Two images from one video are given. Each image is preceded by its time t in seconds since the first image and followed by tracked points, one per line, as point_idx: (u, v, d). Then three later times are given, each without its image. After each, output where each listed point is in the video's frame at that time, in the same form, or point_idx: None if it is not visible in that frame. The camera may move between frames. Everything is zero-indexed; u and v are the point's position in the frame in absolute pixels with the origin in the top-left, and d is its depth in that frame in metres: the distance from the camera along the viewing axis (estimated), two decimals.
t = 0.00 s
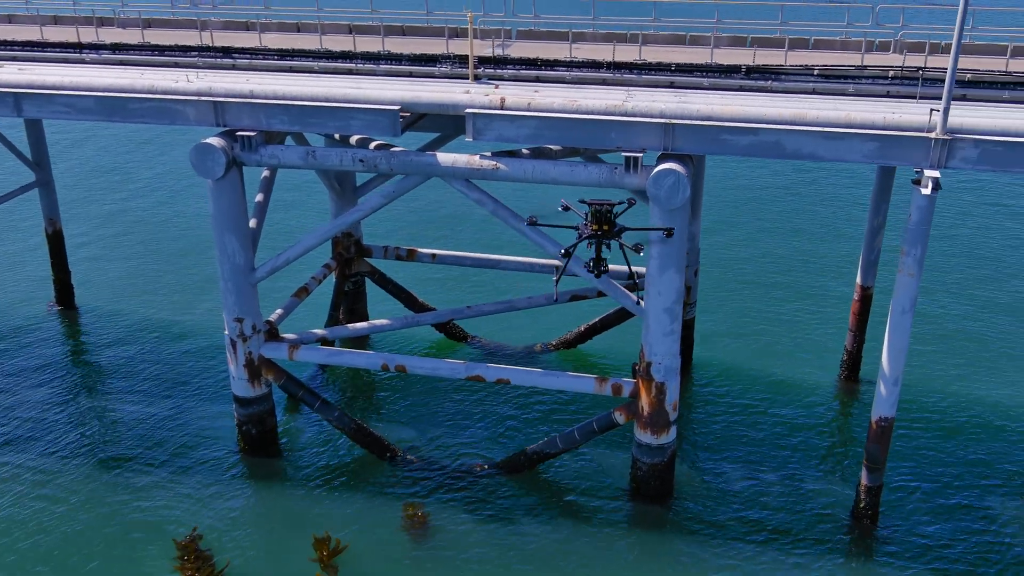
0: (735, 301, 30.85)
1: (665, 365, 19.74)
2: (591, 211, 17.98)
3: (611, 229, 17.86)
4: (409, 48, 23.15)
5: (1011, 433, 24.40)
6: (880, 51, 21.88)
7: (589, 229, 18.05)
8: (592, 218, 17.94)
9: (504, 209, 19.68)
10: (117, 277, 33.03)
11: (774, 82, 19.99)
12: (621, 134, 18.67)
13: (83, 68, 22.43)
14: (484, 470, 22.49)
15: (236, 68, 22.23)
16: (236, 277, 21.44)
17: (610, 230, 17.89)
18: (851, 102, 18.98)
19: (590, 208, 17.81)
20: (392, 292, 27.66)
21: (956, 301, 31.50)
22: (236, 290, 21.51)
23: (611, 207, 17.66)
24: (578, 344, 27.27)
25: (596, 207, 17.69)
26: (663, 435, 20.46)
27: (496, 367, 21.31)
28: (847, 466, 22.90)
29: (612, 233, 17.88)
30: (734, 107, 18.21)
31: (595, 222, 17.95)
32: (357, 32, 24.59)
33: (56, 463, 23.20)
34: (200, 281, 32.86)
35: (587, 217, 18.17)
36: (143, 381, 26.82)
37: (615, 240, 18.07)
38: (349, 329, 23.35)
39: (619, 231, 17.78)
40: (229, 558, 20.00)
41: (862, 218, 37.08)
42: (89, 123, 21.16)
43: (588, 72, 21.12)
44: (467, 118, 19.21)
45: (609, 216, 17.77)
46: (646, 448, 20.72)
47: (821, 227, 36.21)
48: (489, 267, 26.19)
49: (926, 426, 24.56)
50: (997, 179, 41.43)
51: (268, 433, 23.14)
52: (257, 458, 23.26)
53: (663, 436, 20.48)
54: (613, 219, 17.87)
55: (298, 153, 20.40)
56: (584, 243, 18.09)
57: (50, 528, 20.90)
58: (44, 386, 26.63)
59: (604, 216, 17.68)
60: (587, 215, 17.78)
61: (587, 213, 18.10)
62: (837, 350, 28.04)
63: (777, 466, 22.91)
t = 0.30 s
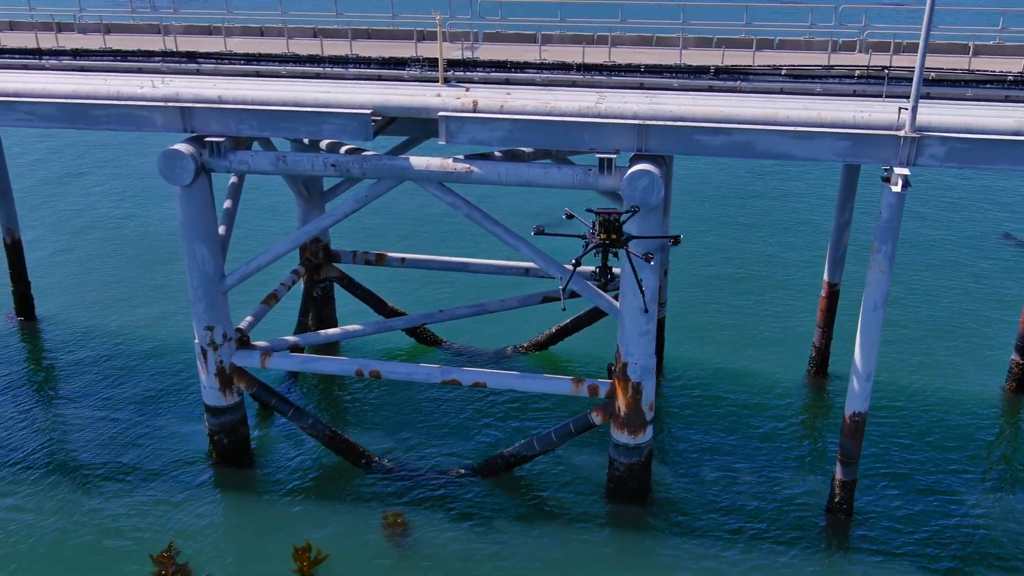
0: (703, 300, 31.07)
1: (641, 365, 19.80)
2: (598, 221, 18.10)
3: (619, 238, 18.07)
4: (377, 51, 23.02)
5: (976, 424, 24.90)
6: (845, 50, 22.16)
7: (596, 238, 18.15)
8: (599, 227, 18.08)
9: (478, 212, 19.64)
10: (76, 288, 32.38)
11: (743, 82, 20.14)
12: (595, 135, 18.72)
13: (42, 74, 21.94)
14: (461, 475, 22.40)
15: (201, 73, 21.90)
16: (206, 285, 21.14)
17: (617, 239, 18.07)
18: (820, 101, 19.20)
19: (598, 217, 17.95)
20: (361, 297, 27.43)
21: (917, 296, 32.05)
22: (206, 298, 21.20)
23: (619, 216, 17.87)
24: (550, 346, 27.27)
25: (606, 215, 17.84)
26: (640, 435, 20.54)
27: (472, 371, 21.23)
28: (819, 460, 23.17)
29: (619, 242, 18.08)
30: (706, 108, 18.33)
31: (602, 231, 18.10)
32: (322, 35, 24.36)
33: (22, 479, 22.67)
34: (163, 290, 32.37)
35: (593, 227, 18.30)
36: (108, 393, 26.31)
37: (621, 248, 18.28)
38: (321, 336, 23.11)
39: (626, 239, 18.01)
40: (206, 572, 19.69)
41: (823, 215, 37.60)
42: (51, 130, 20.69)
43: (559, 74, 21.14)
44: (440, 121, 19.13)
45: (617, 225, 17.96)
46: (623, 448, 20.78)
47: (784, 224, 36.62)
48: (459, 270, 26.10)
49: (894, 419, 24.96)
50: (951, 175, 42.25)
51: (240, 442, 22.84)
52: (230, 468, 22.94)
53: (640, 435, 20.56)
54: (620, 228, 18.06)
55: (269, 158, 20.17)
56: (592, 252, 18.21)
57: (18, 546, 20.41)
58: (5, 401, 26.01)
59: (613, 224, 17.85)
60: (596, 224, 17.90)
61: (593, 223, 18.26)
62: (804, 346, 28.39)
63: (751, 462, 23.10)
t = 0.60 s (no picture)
0: (671, 298, 31.26)
1: (616, 364, 19.83)
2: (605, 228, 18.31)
3: (626, 245, 18.23)
4: (344, 53, 22.84)
5: (942, 414, 25.33)
6: (811, 49, 22.43)
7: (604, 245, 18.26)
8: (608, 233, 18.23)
9: (451, 213, 19.56)
10: (35, 297, 31.70)
11: (712, 81, 20.25)
12: (568, 135, 18.73)
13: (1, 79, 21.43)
14: (437, 478, 22.28)
15: (165, 77, 21.54)
16: (175, 292, 20.79)
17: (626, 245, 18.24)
18: (789, 99, 19.39)
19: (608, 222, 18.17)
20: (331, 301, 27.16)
21: (881, 290, 32.53)
22: (174, 305, 20.85)
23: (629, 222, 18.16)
24: (521, 347, 27.24)
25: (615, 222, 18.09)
26: (616, 434, 20.57)
27: (447, 373, 21.14)
28: (791, 454, 23.42)
29: (627, 249, 18.25)
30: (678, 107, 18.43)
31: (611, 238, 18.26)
32: (288, 38, 24.12)
33: None
34: (125, 298, 31.82)
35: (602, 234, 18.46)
36: (72, 404, 25.78)
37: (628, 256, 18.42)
38: (292, 341, 22.83)
39: (634, 246, 18.17)
40: None
41: (785, 212, 38.03)
42: (11, 136, 20.20)
43: (529, 74, 21.12)
44: (412, 123, 19.00)
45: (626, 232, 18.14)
46: (599, 447, 20.79)
47: (747, 222, 36.98)
48: (429, 272, 25.97)
49: (862, 411, 25.30)
50: (908, 171, 42.99)
51: (211, 451, 22.48)
52: (201, 478, 22.57)
53: (616, 434, 20.59)
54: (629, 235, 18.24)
55: (238, 162, 19.89)
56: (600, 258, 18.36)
57: None
58: None
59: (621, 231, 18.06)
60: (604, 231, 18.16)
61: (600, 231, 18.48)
62: (772, 342, 28.68)
63: (724, 457, 23.29)
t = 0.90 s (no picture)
0: (638, 295, 31.43)
1: (591, 363, 19.85)
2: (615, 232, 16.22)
3: (637, 250, 16.06)
4: (309, 54, 22.60)
5: (906, 404, 25.72)
6: (774, 47, 22.67)
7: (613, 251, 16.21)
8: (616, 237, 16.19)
9: (423, 214, 19.45)
10: None
11: (680, 79, 20.34)
12: (539, 135, 18.69)
13: None
14: (411, 481, 22.14)
15: (126, 80, 21.14)
16: (141, 299, 20.40)
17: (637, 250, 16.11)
18: (756, 96, 19.55)
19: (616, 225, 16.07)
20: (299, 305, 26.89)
21: (842, 284, 32.99)
22: (141, 312, 20.46)
23: (639, 226, 15.96)
24: (491, 348, 27.20)
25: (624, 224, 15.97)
26: (592, 432, 20.59)
27: (420, 375, 21.01)
28: (762, 447, 23.64)
29: (637, 254, 16.08)
30: (648, 105, 18.50)
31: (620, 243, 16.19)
32: (252, 40, 23.81)
33: None
34: (85, 306, 31.19)
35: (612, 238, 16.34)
36: (33, 415, 25.20)
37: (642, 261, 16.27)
38: (262, 346, 22.53)
39: (645, 251, 15.96)
40: None
41: (746, 208, 38.41)
42: None
43: (497, 74, 21.08)
44: (382, 124, 18.84)
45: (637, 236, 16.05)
46: (575, 446, 20.80)
47: (709, 218, 37.30)
48: (397, 274, 25.80)
49: (830, 403, 25.64)
50: (864, 167, 43.66)
51: (180, 460, 22.11)
52: (170, 487, 22.18)
53: (592, 432, 20.61)
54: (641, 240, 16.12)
55: (205, 165, 19.57)
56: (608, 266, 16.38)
57: None
58: None
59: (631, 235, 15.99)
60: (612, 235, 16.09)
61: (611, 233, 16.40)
62: (739, 337, 28.95)
63: (697, 452, 23.44)
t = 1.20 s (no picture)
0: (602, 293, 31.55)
1: (563, 361, 19.86)
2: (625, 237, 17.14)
3: (647, 253, 17.01)
4: (271, 55, 22.33)
5: (869, 394, 26.11)
6: (737, 44, 22.92)
7: (623, 255, 17.12)
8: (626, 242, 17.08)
9: (392, 216, 19.33)
10: None
11: (645, 77, 20.45)
12: (508, 134, 18.62)
13: None
14: (383, 484, 21.98)
15: (84, 83, 20.70)
16: (104, 306, 19.99)
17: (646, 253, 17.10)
18: (722, 93, 19.70)
19: (626, 230, 16.98)
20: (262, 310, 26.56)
21: (802, 278, 33.45)
22: (104, 320, 20.05)
23: (648, 229, 16.94)
24: (457, 349, 27.12)
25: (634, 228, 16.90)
26: (564, 430, 20.62)
27: (391, 378, 20.87)
28: (731, 440, 23.84)
29: (647, 257, 17.02)
30: (617, 104, 18.54)
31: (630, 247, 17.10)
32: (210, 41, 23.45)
33: None
34: (40, 315, 30.51)
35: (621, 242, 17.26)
36: None
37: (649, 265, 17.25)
38: (228, 352, 22.21)
39: (655, 254, 16.95)
40: None
41: (706, 204, 38.75)
42: None
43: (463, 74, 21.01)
44: (350, 124, 18.64)
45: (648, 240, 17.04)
46: (548, 445, 20.81)
47: (670, 215, 37.57)
48: (362, 277, 25.60)
49: (795, 395, 25.96)
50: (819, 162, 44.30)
51: (146, 469, 21.73)
52: (136, 498, 21.80)
53: (565, 430, 20.64)
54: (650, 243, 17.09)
55: (168, 169, 19.23)
56: (618, 268, 17.28)
57: None
58: None
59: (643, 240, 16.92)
60: (624, 241, 16.98)
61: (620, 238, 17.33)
62: (704, 332, 29.19)
63: (667, 447, 23.57)
